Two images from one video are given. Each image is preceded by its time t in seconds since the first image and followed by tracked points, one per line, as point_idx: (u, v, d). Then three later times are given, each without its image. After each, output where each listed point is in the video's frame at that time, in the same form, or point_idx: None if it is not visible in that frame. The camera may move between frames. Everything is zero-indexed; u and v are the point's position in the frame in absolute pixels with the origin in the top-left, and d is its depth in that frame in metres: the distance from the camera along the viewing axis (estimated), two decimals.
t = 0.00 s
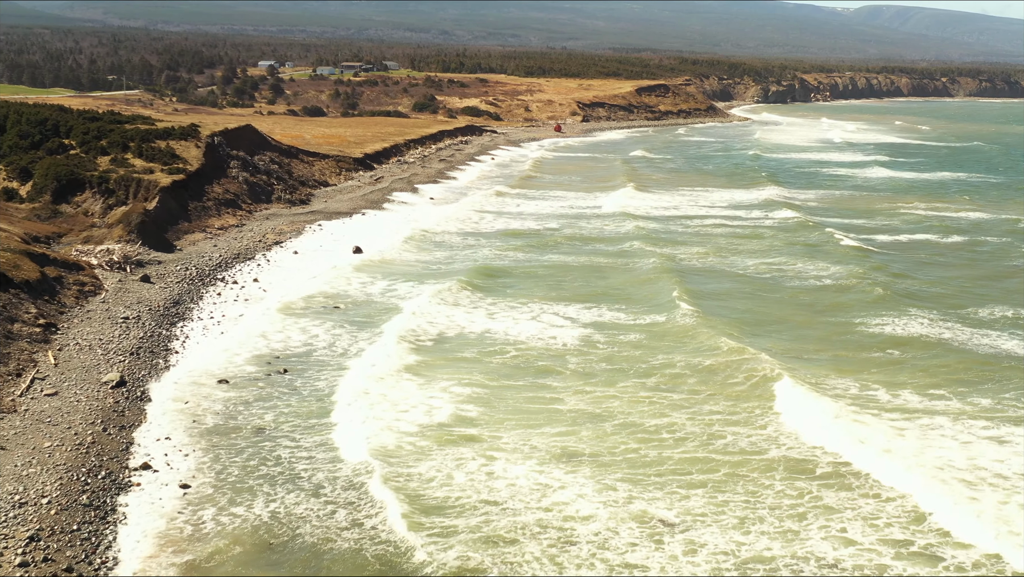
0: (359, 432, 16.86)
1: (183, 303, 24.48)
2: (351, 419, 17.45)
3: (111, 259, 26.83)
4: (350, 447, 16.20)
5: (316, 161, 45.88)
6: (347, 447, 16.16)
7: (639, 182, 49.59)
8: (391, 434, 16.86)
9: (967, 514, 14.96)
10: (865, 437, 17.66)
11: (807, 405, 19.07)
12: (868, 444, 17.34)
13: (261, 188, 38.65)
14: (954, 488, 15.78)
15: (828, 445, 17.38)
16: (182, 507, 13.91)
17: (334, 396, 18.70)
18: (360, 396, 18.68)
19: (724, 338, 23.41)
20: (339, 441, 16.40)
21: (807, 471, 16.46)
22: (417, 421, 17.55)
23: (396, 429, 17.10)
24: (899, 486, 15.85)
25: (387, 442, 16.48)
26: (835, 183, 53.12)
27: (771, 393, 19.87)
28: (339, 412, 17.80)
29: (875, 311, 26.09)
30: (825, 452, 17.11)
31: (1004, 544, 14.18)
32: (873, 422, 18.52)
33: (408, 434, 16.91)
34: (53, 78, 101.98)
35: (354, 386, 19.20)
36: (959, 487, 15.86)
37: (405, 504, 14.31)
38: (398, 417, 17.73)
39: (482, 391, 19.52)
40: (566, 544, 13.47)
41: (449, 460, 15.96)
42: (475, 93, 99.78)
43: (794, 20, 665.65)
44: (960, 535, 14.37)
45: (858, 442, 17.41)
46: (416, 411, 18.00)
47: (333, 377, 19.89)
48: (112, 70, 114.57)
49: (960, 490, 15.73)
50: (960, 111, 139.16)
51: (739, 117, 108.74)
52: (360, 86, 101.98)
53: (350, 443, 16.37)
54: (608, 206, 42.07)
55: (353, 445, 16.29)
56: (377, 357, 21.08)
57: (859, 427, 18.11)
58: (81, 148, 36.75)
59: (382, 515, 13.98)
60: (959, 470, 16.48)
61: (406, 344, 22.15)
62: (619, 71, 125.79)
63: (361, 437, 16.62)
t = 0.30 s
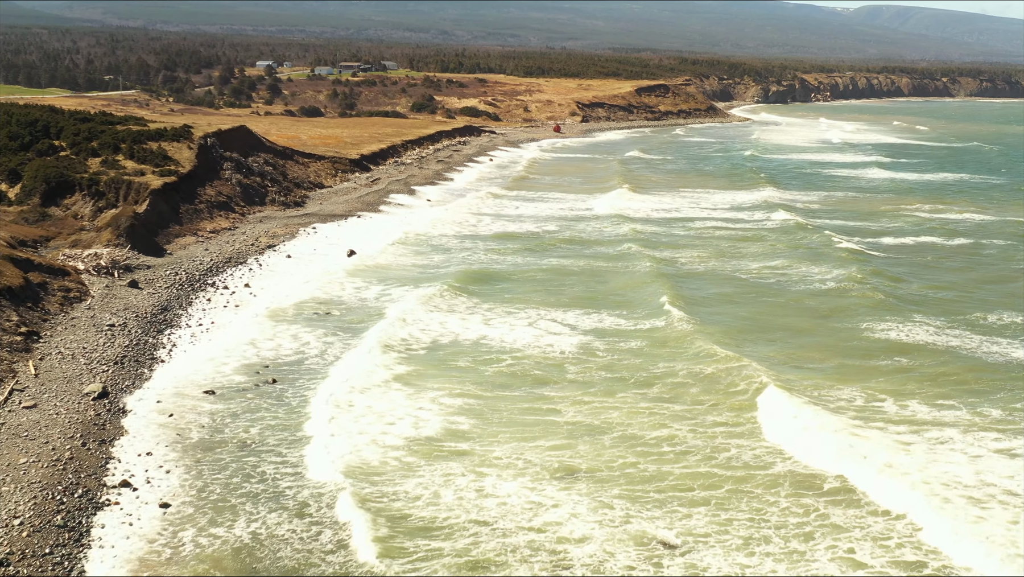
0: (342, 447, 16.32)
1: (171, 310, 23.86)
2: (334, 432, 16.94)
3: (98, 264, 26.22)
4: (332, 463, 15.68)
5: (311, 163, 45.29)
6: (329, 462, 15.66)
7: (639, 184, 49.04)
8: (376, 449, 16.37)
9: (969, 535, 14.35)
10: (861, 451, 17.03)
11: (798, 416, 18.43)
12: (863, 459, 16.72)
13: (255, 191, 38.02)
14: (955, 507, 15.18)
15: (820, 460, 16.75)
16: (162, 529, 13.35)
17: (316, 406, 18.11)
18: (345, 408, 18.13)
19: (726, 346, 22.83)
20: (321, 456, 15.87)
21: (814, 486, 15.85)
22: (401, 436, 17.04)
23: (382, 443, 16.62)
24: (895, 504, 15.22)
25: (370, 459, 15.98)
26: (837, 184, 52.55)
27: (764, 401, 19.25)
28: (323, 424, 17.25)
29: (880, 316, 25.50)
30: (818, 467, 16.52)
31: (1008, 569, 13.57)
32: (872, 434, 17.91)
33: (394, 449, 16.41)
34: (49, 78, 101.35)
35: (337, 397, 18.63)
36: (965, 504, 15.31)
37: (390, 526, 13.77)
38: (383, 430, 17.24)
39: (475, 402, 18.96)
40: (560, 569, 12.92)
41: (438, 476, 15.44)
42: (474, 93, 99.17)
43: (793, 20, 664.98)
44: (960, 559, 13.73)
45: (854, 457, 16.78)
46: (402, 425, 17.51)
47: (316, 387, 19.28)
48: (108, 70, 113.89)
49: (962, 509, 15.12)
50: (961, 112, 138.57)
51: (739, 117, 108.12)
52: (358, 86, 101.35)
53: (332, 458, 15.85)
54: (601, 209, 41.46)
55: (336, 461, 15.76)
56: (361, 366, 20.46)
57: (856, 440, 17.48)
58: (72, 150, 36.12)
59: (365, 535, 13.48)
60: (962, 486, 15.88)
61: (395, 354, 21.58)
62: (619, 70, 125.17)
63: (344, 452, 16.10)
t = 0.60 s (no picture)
0: (324, 463, 15.77)
1: (158, 316, 23.23)
2: (317, 445, 16.40)
3: (86, 269, 25.60)
4: (314, 479, 15.15)
5: (306, 164, 44.68)
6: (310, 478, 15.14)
7: (638, 186, 48.44)
8: (360, 464, 15.84)
9: (974, 557, 13.76)
10: (861, 467, 16.43)
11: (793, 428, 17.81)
12: (862, 475, 16.12)
13: (248, 193, 37.38)
14: (961, 528, 14.58)
15: (816, 475, 16.13)
16: (140, 552, 12.78)
17: (300, 417, 17.55)
18: (329, 419, 17.57)
19: (729, 356, 22.20)
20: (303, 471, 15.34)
21: (821, 503, 15.24)
22: (385, 450, 16.48)
23: (366, 458, 16.10)
24: (896, 523, 14.61)
25: (353, 475, 15.42)
26: (839, 185, 51.93)
27: (757, 411, 18.60)
28: (306, 437, 16.71)
29: (885, 322, 24.86)
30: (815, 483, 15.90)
31: None
32: (875, 448, 17.32)
33: (379, 465, 15.89)
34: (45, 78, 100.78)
35: (322, 408, 18.05)
36: (974, 526, 14.67)
37: (373, 551, 13.24)
38: (368, 444, 16.70)
39: (468, 414, 18.37)
40: None
41: (426, 494, 14.90)
42: (472, 94, 98.56)
43: (793, 20, 664.33)
44: None
45: (853, 473, 16.17)
46: (388, 438, 16.98)
47: (301, 395, 18.70)
48: (104, 70, 113.29)
49: (968, 530, 14.52)
50: (962, 112, 137.94)
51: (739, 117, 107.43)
52: (356, 86, 100.75)
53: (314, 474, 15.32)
54: (592, 211, 40.93)
55: (318, 477, 15.23)
56: (347, 376, 19.87)
57: (856, 455, 16.88)
58: (62, 151, 35.47)
59: (349, 559, 12.97)
60: (970, 504, 15.28)
61: (385, 363, 21.02)
62: (618, 70, 124.54)
63: (327, 468, 15.57)
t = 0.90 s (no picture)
0: (307, 481, 15.22)
1: (146, 323, 22.61)
2: (299, 461, 15.88)
3: (72, 274, 24.99)
4: (294, 498, 14.62)
5: (301, 166, 44.07)
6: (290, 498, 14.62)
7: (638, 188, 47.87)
8: (343, 481, 15.31)
9: None
10: (863, 485, 15.83)
11: (788, 444, 17.20)
12: (864, 493, 15.53)
13: (241, 195, 36.78)
14: (970, 550, 13.99)
15: (813, 492, 15.52)
16: None
17: (282, 431, 17.00)
18: (313, 434, 17.04)
19: (731, 364, 21.64)
20: (284, 490, 14.82)
21: (828, 521, 14.66)
22: (371, 466, 15.92)
23: (349, 474, 15.58)
24: (899, 545, 14.02)
25: (337, 494, 14.87)
26: (841, 187, 51.35)
27: (750, 424, 17.97)
28: (288, 453, 16.18)
29: (891, 329, 24.27)
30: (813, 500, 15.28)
31: None
32: (878, 464, 16.74)
33: (364, 481, 15.35)
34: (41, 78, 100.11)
35: (306, 422, 17.50)
36: (981, 546, 14.13)
37: None
38: (354, 460, 16.13)
39: (461, 426, 17.81)
40: None
41: (414, 514, 14.35)
42: (471, 94, 97.90)
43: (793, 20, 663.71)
44: None
45: (853, 491, 15.57)
46: (374, 452, 16.44)
47: (284, 406, 18.13)
48: (101, 70, 112.69)
49: (977, 552, 13.94)
50: (963, 112, 137.22)
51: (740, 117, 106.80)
52: (355, 86, 100.10)
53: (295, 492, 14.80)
54: (582, 212, 40.44)
55: (299, 496, 14.70)
56: (333, 387, 19.28)
57: (858, 472, 16.29)
58: (52, 153, 34.84)
59: None
60: (979, 524, 14.70)
61: (375, 373, 20.45)
62: (618, 70, 123.91)
63: (308, 486, 15.04)
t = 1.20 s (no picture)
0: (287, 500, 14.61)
1: (133, 330, 21.98)
2: (279, 477, 15.29)
3: (58, 280, 24.35)
4: (272, 519, 14.04)
5: (295, 167, 43.42)
6: (267, 520, 14.03)
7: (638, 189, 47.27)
8: (324, 499, 14.71)
9: None
10: (865, 502, 15.24)
11: (786, 459, 16.60)
12: (868, 512, 14.92)
13: (234, 198, 36.15)
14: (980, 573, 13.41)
15: (811, 510, 14.90)
16: None
17: (263, 445, 16.41)
18: (296, 447, 16.45)
19: (735, 373, 21.03)
20: (260, 511, 14.23)
21: (833, 541, 14.07)
22: (356, 482, 15.30)
23: (332, 491, 14.98)
24: (904, 569, 13.42)
25: (319, 514, 14.27)
26: (844, 188, 50.76)
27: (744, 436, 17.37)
28: (268, 468, 15.60)
29: (899, 335, 23.67)
30: (812, 518, 14.67)
31: None
32: (883, 479, 16.13)
33: (347, 499, 14.74)
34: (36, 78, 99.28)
35: (288, 435, 16.91)
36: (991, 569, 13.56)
37: None
38: (338, 476, 15.52)
39: (454, 439, 17.19)
40: None
41: (399, 535, 13.79)
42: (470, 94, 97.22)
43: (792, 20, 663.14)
44: None
45: (854, 509, 14.97)
46: (360, 467, 15.82)
47: (265, 417, 17.53)
48: (98, 70, 111.87)
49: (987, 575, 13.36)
50: (964, 112, 136.69)
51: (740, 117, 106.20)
52: (352, 86, 99.37)
53: (272, 513, 14.22)
54: (577, 214, 39.83)
55: (277, 517, 14.12)
56: (320, 398, 18.67)
57: (860, 488, 15.69)
58: (41, 154, 34.18)
59: None
60: (990, 546, 14.13)
61: (366, 382, 19.83)
62: (618, 70, 123.27)
63: (287, 505, 14.45)
